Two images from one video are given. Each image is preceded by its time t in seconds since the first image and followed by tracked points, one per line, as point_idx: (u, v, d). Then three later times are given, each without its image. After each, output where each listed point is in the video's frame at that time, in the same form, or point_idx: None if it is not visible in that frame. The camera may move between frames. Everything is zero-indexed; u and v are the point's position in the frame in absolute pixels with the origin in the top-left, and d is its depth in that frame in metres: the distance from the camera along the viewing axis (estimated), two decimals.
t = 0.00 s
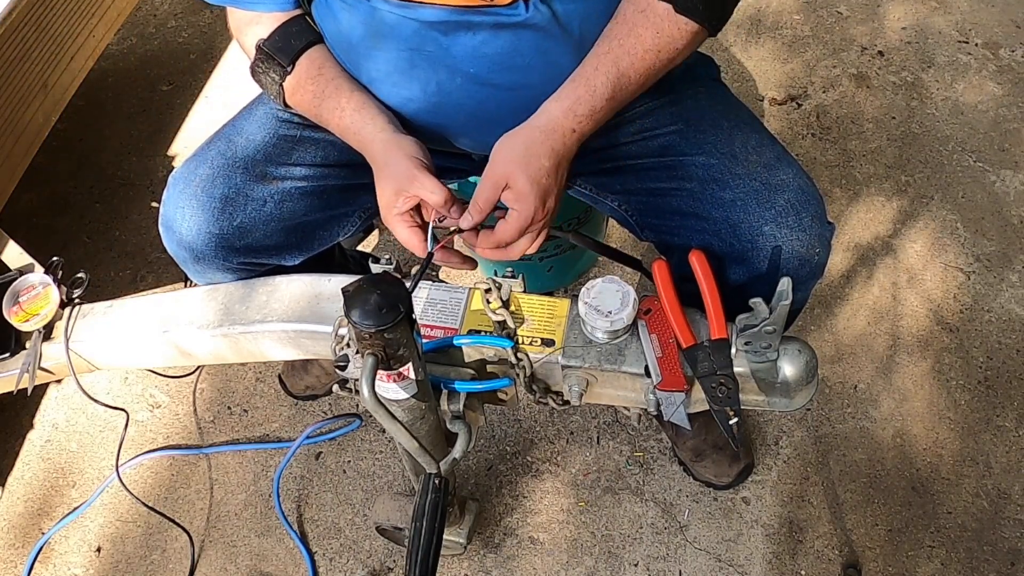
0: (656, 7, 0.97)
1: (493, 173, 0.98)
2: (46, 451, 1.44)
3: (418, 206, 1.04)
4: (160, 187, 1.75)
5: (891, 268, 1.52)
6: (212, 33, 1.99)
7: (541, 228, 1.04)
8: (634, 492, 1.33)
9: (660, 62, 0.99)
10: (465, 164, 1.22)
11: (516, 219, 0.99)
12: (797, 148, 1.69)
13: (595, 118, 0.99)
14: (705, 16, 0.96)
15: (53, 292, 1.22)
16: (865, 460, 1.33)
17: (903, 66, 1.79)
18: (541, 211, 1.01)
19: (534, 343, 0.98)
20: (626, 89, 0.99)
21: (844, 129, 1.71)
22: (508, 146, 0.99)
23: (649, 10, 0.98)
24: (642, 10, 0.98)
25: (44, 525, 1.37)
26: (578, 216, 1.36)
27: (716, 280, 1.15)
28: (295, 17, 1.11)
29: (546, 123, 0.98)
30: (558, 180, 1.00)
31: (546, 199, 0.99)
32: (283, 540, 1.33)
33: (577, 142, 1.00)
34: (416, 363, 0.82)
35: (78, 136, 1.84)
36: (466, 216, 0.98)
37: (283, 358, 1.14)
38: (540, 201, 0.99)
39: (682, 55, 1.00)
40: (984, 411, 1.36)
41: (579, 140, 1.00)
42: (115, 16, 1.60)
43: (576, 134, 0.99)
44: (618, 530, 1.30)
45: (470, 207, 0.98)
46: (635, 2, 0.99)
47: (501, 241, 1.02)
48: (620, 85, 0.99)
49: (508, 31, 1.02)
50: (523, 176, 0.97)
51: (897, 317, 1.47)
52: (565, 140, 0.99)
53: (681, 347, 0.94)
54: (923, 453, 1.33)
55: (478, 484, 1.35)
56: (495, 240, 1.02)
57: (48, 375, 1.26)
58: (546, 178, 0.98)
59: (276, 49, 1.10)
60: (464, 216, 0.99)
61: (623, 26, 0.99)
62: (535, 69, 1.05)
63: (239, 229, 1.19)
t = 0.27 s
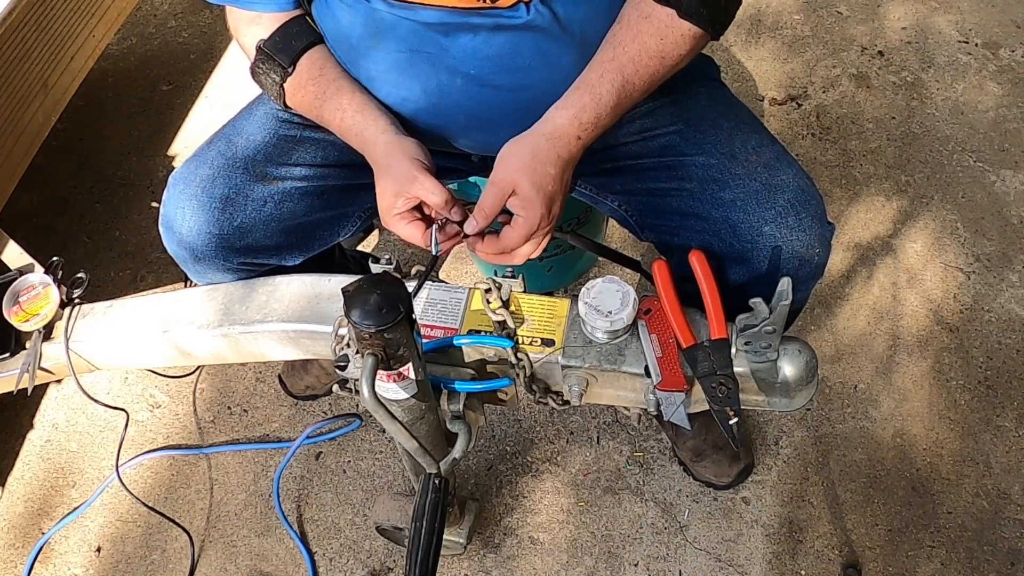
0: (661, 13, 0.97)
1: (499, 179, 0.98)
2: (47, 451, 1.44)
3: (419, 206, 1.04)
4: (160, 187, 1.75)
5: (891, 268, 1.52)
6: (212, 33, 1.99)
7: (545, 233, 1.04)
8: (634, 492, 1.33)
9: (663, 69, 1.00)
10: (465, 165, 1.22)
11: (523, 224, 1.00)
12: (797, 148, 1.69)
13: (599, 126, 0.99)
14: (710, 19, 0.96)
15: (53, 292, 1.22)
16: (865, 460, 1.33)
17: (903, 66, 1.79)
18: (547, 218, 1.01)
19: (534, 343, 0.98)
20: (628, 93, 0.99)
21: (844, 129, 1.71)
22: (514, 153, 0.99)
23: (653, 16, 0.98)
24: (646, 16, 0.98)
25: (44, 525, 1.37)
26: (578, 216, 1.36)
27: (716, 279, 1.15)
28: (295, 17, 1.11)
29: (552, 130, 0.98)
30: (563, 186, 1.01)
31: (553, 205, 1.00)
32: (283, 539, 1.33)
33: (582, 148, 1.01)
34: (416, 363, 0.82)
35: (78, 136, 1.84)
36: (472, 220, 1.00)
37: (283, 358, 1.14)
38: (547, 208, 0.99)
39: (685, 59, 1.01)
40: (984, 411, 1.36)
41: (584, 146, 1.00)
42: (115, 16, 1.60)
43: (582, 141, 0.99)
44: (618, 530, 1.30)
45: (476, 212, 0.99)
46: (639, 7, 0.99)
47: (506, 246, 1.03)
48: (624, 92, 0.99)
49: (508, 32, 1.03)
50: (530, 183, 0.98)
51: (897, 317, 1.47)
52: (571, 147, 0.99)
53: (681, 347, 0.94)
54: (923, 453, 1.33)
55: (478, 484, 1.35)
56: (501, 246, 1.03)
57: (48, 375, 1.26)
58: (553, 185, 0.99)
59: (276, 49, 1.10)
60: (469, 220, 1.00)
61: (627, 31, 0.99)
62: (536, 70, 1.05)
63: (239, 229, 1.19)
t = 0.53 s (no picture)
0: (667, 18, 0.97)
1: (505, 180, 0.98)
2: (46, 451, 1.44)
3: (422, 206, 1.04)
4: (160, 187, 1.75)
5: (891, 268, 1.52)
6: (212, 33, 1.99)
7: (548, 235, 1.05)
8: (634, 492, 1.33)
9: (669, 71, 1.00)
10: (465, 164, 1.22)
11: (527, 226, 1.00)
12: (797, 148, 1.69)
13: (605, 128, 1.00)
14: (712, 23, 0.97)
15: (53, 293, 1.21)
16: (865, 460, 1.33)
17: (903, 66, 1.79)
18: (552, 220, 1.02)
19: (534, 343, 0.98)
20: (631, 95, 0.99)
21: (844, 130, 1.71)
22: (521, 156, 0.99)
23: (659, 20, 0.97)
24: (651, 19, 0.98)
25: (44, 525, 1.37)
26: (578, 217, 1.36)
27: (716, 279, 1.15)
28: (295, 18, 1.11)
29: (559, 134, 0.99)
30: (568, 189, 1.01)
31: (558, 208, 1.01)
32: (283, 539, 1.33)
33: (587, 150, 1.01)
34: (416, 363, 0.82)
35: (78, 136, 1.84)
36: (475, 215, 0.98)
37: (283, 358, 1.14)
38: (552, 210, 1.00)
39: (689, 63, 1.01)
40: (984, 411, 1.36)
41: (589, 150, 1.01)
42: (115, 17, 1.60)
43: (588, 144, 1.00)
44: (618, 530, 1.30)
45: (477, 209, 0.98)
46: (644, 10, 0.98)
47: (508, 246, 1.03)
48: (631, 96, 0.99)
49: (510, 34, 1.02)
50: (536, 186, 0.98)
51: (897, 317, 1.47)
52: (577, 150, 1.00)
53: (681, 347, 0.94)
54: (923, 453, 1.33)
55: (478, 484, 1.35)
56: (503, 246, 1.03)
57: (48, 375, 1.26)
58: (558, 187, 0.99)
59: (276, 49, 1.10)
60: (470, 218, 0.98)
61: (631, 35, 0.99)
62: (537, 71, 1.05)
63: (239, 229, 1.19)
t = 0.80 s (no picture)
0: (672, 17, 0.97)
1: (513, 182, 0.99)
2: (46, 451, 1.44)
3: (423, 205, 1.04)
4: (160, 187, 1.75)
5: (891, 268, 1.52)
6: (212, 32, 1.99)
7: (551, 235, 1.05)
8: (634, 492, 1.33)
9: (675, 70, 1.00)
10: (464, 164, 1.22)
11: (533, 227, 1.01)
12: (797, 148, 1.69)
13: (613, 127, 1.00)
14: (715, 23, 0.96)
15: (53, 293, 1.21)
16: (865, 460, 1.33)
17: (903, 66, 1.79)
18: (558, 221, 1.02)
19: (534, 343, 0.98)
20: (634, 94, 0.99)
21: (844, 129, 1.71)
22: (531, 158, 0.99)
23: (665, 19, 0.97)
24: (657, 17, 0.98)
25: (44, 525, 1.37)
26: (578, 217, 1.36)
27: (716, 279, 1.15)
28: (295, 18, 1.11)
29: (567, 136, 0.99)
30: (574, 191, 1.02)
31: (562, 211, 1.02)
32: (283, 539, 1.33)
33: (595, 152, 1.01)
34: (416, 363, 0.82)
35: (78, 136, 1.84)
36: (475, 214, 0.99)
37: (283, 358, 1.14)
38: (559, 212, 1.01)
39: (694, 62, 1.00)
40: (984, 411, 1.36)
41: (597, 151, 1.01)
42: (115, 17, 1.60)
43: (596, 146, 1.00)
44: (618, 530, 1.30)
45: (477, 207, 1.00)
46: (649, 9, 0.98)
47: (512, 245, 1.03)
48: (636, 96, 0.99)
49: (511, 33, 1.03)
50: (543, 191, 0.99)
51: (897, 317, 1.47)
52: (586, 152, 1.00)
53: (681, 347, 0.94)
54: (923, 453, 1.33)
55: (478, 484, 1.35)
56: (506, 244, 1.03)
57: (48, 375, 1.26)
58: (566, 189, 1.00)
59: (276, 49, 1.10)
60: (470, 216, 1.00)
61: (636, 35, 0.98)
62: (537, 71, 1.05)
63: (239, 228, 1.19)
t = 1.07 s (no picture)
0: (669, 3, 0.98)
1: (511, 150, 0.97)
2: (46, 451, 1.44)
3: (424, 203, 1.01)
4: (160, 187, 1.75)
5: (891, 268, 1.52)
6: (212, 32, 1.99)
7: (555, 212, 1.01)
8: (634, 492, 1.33)
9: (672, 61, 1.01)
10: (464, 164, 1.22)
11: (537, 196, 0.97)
12: (797, 148, 1.69)
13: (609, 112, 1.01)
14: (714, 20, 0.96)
15: (53, 292, 1.21)
16: (865, 460, 1.33)
17: (903, 66, 1.79)
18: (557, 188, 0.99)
19: (534, 343, 0.98)
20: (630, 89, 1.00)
21: (844, 129, 1.71)
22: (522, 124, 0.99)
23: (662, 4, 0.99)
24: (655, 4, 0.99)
25: (44, 525, 1.37)
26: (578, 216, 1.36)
27: (716, 279, 1.15)
28: (296, 17, 1.11)
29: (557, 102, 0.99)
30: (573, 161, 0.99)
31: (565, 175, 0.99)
32: (283, 539, 1.33)
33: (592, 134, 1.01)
34: (416, 363, 0.82)
35: (78, 135, 1.84)
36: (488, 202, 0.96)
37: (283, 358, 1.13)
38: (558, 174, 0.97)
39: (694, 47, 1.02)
40: (984, 411, 1.36)
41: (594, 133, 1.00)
42: (115, 16, 1.60)
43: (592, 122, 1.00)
44: (618, 530, 1.30)
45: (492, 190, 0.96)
46: None
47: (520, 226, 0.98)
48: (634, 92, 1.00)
49: (512, 31, 1.02)
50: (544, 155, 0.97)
51: (897, 317, 1.46)
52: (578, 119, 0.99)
53: (681, 347, 0.94)
54: (923, 452, 1.33)
55: (478, 484, 1.35)
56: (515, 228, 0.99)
57: (48, 375, 1.26)
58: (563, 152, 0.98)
59: (276, 49, 1.10)
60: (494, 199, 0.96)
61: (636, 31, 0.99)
62: (537, 68, 1.05)
63: (239, 228, 1.18)
